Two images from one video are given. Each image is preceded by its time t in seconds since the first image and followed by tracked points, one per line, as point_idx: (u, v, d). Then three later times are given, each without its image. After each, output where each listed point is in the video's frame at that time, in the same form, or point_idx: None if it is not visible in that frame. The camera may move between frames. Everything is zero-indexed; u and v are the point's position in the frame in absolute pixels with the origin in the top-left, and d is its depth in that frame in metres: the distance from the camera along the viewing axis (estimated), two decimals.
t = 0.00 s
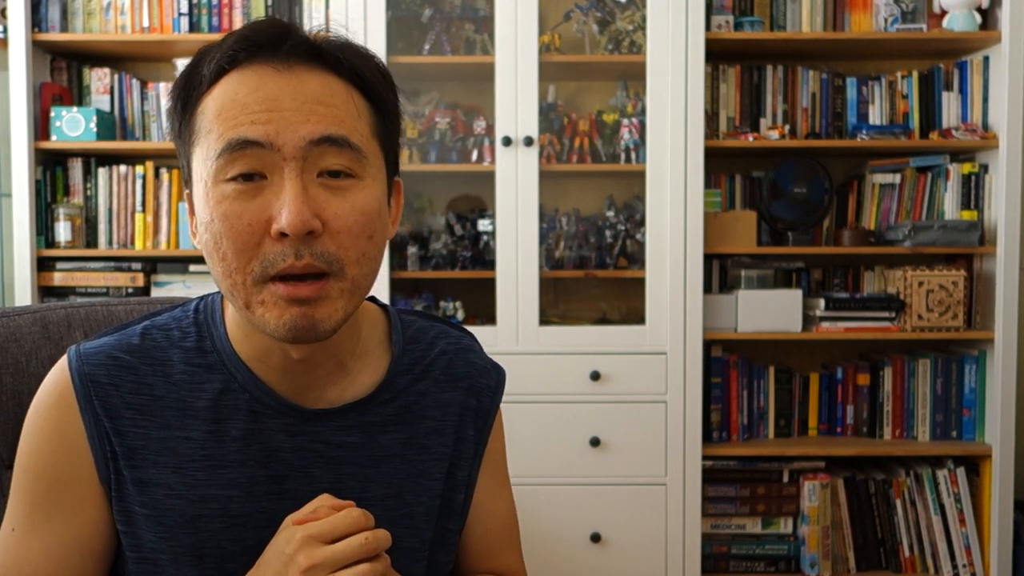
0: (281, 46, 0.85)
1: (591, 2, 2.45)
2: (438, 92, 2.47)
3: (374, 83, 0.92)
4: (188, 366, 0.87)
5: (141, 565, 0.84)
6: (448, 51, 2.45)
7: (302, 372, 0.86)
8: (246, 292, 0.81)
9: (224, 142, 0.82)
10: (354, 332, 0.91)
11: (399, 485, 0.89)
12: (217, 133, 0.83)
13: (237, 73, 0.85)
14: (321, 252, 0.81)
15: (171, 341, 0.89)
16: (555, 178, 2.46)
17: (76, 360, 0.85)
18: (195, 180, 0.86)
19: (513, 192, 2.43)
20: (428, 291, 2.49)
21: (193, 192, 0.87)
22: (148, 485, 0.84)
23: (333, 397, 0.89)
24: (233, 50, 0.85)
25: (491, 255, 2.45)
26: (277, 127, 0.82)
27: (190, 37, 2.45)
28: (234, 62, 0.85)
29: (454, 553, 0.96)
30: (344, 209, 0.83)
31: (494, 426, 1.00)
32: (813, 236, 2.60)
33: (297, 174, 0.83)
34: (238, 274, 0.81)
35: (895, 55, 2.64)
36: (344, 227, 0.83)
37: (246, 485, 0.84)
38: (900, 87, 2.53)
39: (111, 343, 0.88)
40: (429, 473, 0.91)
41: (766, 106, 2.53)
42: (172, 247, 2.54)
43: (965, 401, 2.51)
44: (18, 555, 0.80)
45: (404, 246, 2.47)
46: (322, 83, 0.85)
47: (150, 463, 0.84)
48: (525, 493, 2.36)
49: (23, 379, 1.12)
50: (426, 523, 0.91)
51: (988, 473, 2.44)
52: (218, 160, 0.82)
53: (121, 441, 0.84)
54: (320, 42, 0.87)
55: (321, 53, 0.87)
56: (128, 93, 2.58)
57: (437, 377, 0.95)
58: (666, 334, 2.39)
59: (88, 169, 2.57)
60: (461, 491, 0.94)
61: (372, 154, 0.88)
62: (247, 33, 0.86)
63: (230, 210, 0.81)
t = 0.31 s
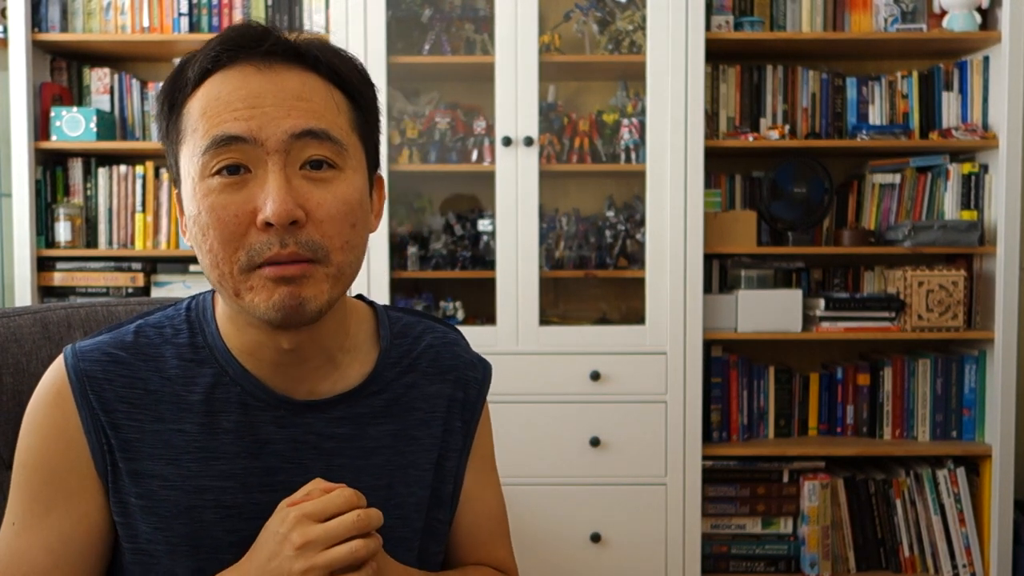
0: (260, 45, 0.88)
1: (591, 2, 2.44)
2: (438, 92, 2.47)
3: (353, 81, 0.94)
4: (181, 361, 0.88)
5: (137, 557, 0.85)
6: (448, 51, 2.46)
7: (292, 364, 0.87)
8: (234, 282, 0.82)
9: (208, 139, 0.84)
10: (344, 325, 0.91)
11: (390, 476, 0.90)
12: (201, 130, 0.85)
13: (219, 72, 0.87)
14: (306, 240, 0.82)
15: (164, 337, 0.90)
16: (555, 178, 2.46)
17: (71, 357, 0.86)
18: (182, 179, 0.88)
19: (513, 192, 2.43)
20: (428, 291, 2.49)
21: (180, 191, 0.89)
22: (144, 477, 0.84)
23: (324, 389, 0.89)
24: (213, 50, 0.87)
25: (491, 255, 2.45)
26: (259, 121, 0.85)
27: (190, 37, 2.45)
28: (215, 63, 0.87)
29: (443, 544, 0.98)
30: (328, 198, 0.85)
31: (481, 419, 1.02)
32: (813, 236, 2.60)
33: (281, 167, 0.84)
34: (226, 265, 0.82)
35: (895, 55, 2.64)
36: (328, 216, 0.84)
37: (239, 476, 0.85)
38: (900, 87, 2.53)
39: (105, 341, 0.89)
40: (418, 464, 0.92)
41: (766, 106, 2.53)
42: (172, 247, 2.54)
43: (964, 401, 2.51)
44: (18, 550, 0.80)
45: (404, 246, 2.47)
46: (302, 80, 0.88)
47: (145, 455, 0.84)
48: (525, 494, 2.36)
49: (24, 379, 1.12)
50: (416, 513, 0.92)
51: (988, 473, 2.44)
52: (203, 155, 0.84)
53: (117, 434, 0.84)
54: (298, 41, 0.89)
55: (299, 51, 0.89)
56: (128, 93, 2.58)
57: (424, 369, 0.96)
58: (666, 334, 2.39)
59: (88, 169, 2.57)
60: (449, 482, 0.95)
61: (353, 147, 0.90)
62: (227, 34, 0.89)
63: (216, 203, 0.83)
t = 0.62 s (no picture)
0: (260, 50, 0.94)
1: (591, 2, 2.45)
2: (438, 92, 2.47)
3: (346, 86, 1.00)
4: (176, 356, 0.91)
5: (134, 546, 0.86)
6: (448, 51, 2.46)
7: (284, 357, 0.90)
8: (232, 270, 0.87)
9: (210, 134, 0.90)
10: (334, 320, 0.95)
11: (380, 468, 0.93)
12: (203, 128, 0.91)
13: (220, 75, 0.93)
14: (303, 230, 0.87)
15: (160, 334, 0.93)
16: (555, 178, 2.46)
17: (69, 354, 0.89)
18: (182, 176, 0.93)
19: (513, 192, 2.43)
20: (428, 291, 2.49)
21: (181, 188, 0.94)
22: (140, 468, 0.86)
23: (316, 381, 0.92)
24: (216, 55, 0.94)
25: (490, 255, 2.45)
26: (260, 120, 0.91)
27: (190, 37, 2.45)
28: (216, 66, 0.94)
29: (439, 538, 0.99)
30: (324, 192, 0.90)
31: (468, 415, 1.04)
32: (813, 236, 2.60)
33: (279, 161, 0.90)
34: (224, 253, 0.87)
35: (895, 55, 2.64)
36: (324, 208, 0.89)
37: (232, 467, 0.87)
38: (900, 87, 2.53)
39: (103, 338, 0.92)
40: (407, 456, 0.94)
41: (766, 106, 2.53)
42: (172, 247, 2.54)
43: (964, 401, 2.51)
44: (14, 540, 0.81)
45: (404, 246, 2.47)
46: (299, 83, 0.94)
47: (141, 446, 0.87)
48: (524, 494, 2.36)
49: (24, 379, 1.12)
50: (406, 505, 0.94)
51: (988, 473, 2.44)
52: (205, 150, 0.89)
53: (113, 426, 0.86)
54: (294, 47, 0.96)
55: (297, 57, 0.96)
56: (128, 93, 2.58)
57: (411, 364, 0.99)
58: (666, 334, 2.39)
59: (88, 169, 2.57)
60: (440, 475, 0.97)
61: (347, 147, 0.96)
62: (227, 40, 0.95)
63: (217, 195, 0.88)
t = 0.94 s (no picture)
0: (296, 57, 1.03)
1: (591, 2, 2.44)
2: (438, 92, 2.46)
3: (369, 104, 1.09)
4: (174, 349, 0.96)
5: (128, 531, 0.89)
6: (448, 51, 2.46)
7: (282, 352, 0.95)
8: (245, 255, 0.92)
9: (239, 126, 0.97)
10: (332, 321, 0.99)
11: (374, 460, 0.96)
12: (233, 120, 0.98)
13: (256, 75, 1.01)
14: (318, 223, 0.93)
15: (159, 328, 0.99)
16: (556, 178, 2.46)
17: (71, 345, 0.95)
18: (205, 163, 0.99)
19: (513, 192, 2.43)
20: (428, 291, 2.49)
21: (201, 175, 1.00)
22: (134, 453, 0.91)
23: (310, 378, 0.97)
24: (254, 56, 1.02)
25: (491, 255, 2.45)
26: (288, 118, 0.98)
27: (190, 37, 2.45)
28: (255, 65, 1.02)
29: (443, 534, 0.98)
30: (340, 193, 0.96)
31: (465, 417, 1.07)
32: (813, 236, 2.60)
33: (301, 157, 0.97)
34: (239, 238, 0.92)
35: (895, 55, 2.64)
36: (339, 208, 0.95)
37: (227, 456, 0.92)
38: (900, 87, 2.53)
39: (106, 332, 0.98)
40: (401, 452, 0.97)
41: (766, 106, 2.53)
42: (172, 247, 2.54)
43: (965, 401, 2.51)
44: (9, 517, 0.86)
45: (404, 246, 2.47)
46: (328, 90, 1.02)
47: (138, 432, 0.91)
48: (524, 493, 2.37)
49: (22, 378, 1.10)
50: (400, 499, 0.96)
51: (988, 473, 2.44)
52: (233, 140, 0.96)
53: (108, 413, 0.92)
54: (327, 59, 1.04)
55: (329, 68, 1.04)
56: (128, 93, 2.58)
57: (411, 363, 1.03)
58: (666, 334, 2.39)
59: (88, 169, 2.57)
60: (441, 472, 0.98)
61: (364, 155, 1.03)
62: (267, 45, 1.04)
63: (239, 182, 0.94)
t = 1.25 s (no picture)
0: (310, 57, 1.04)
1: (591, 2, 2.44)
2: (438, 92, 2.46)
3: (382, 107, 1.09)
4: (181, 345, 0.96)
5: (132, 527, 0.89)
6: (448, 51, 2.46)
7: (288, 349, 0.95)
8: (251, 246, 0.92)
9: (250, 120, 0.97)
10: (339, 320, 1.00)
11: (377, 459, 0.96)
12: (245, 115, 0.98)
13: (270, 73, 1.02)
14: (325, 217, 0.93)
15: (167, 325, 0.99)
16: (555, 178, 2.46)
17: (79, 340, 0.95)
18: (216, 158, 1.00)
19: (513, 192, 2.43)
20: (428, 291, 2.48)
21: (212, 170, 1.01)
22: (142, 449, 0.91)
23: (316, 376, 0.97)
24: (269, 55, 1.03)
25: (490, 255, 2.45)
26: (299, 113, 0.98)
27: (190, 37, 2.45)
28: (269, 64, 1.03)
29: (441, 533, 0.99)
30: (347, 188, 0.96)
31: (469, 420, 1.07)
32: (813, 236, 2.60)
33: (309, 151, 0.97)
34: (246, 229, 0.92)
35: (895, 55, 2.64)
36: (346, 202, 0.95)
37: (232, 453, 0.91)
38: (900, 87, 2.53)
39: (114, 328, 0.97)
40: (403, 453, 0.97)
41: (766, 106, 2.53)
42: (172, 247, 2.54)
43: (964, 401, 2.51)
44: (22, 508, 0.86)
45: (404, 246, 2.47)
46: (340, 89, 1.03)
47: (145, 427, 0.91)
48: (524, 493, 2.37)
49: (23, 378, 1.12)
50: (402, 499, 0.96)
51: (988, 473, 2.44)
52: (243, 133, 0.97)
53: (115, 408, 0.91)
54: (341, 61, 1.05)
55: (342, 70, 1.05)
56: (128, 93, 2.58)
57: (415, 364, 1.03)
58: (666, 334, 2.39)
59: (88, 169, 2.57)
60: (441, 473, 0.99)
61: (374, 154, 1.03)
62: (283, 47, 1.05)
63: (247, 173, 0.94)
